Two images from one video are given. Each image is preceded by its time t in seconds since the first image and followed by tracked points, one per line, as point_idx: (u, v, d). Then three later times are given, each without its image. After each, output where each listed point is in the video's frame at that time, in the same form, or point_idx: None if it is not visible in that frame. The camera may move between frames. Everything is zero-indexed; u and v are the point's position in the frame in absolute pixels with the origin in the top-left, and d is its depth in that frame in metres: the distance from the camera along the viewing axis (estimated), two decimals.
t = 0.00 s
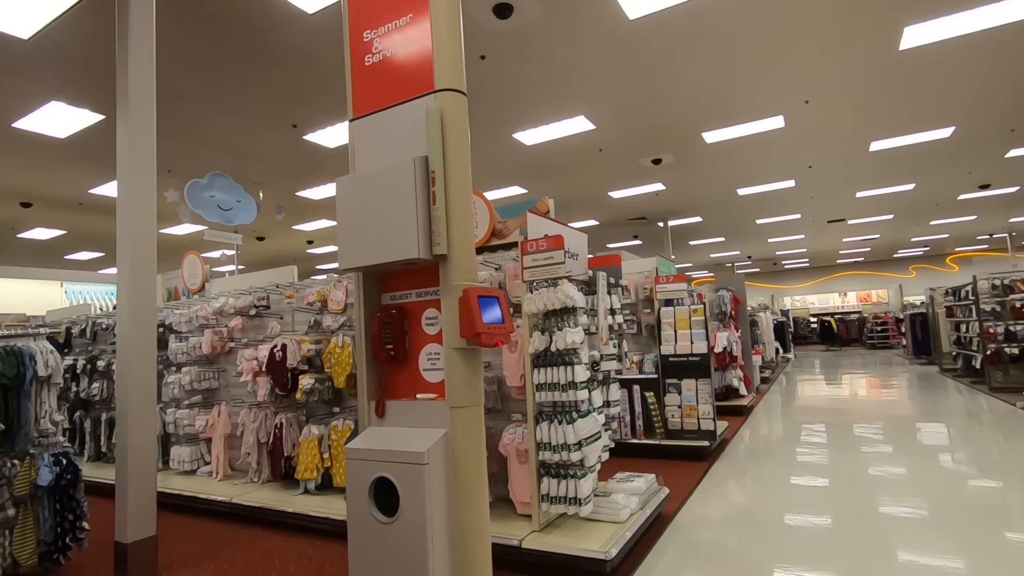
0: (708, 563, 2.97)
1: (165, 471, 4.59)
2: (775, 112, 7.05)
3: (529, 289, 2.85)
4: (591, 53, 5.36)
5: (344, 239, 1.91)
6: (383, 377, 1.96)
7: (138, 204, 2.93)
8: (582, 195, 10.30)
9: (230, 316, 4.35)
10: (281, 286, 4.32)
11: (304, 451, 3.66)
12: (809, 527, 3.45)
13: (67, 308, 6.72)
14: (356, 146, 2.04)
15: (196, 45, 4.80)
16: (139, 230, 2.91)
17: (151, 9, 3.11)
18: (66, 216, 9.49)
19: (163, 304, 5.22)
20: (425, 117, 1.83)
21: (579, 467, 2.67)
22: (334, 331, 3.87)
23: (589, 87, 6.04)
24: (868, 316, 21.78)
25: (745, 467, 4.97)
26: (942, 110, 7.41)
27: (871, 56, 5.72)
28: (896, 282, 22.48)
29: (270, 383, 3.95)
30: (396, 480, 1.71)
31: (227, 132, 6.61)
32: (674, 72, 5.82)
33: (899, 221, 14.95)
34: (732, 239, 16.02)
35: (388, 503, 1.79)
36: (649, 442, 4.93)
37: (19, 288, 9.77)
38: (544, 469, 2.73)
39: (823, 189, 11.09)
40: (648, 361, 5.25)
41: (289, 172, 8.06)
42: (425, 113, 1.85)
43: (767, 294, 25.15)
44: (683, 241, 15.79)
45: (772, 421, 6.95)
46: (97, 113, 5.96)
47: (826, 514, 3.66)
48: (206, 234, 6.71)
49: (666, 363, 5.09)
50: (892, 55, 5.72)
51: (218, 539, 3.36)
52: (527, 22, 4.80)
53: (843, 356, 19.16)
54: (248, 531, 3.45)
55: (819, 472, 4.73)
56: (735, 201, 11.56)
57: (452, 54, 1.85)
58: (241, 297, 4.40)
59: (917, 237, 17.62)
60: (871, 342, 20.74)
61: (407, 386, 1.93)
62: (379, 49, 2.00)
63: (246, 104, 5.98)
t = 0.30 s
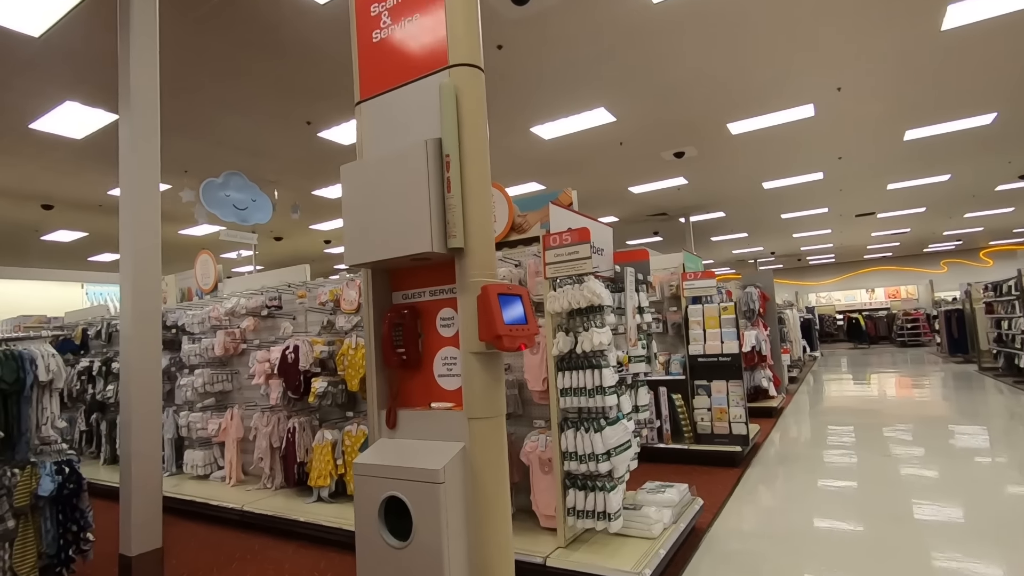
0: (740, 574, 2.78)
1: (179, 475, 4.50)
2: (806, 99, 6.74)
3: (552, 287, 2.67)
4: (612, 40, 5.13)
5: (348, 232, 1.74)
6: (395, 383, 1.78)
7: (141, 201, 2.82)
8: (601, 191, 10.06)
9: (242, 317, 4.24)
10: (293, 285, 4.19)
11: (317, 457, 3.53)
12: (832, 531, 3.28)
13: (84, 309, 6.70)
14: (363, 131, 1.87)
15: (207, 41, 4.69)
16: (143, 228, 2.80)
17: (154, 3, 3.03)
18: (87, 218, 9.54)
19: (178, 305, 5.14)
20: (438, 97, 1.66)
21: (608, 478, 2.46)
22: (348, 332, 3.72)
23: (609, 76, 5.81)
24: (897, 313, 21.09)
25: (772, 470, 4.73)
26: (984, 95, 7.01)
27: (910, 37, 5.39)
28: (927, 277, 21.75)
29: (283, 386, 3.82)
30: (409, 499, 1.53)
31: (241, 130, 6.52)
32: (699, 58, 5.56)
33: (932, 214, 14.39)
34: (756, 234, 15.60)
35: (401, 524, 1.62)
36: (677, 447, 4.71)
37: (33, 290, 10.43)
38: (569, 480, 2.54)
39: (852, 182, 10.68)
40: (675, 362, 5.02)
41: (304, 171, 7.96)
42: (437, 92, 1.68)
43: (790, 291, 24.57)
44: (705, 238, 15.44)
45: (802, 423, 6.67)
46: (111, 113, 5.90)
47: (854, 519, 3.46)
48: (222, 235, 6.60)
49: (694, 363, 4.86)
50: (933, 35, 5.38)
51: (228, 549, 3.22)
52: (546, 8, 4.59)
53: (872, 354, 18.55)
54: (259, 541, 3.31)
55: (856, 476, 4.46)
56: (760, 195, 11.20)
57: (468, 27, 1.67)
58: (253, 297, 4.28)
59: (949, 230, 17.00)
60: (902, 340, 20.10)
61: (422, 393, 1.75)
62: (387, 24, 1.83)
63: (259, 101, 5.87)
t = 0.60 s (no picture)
0: None
1: (187, 481, 4.41)
2: (830, 89, 6.48)
3: (570, 286, 2.51)
4: (628, 30, 4.94)
5: (350, 226, 1.59)
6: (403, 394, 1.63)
7: (140, 205, 2.88)
8: (616, 187, 9.85)
9: (249, 319, 4.14)
10: (301, 286, 4.08)
11: (326, 464, 3.41)
12: (857, 537, 3.10)
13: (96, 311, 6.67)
14: (366, 118, 1.73)
15: (212, 37, 4.60)
16: (143, 232, 2.87)
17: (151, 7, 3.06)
18: (102, 221, 9.57)
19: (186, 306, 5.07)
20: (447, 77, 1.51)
21: (633, 492, 2.30)
22: (357, 334, 3.60)
23: (625, 68, 5.62)
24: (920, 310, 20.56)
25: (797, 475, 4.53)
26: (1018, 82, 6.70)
27: (943, 20, 5.13)
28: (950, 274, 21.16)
29: (291, 391, 3.71)
30: (417, 524, 1.38)
31: (250, 129, 6.44)
32: (719, 47, 5.35)
33: (958, 208, 13.95)
34: (774, 231, 15.27)
35: (409, 549, 1.48)
36: (700, 452, 4.52)
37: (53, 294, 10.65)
38: (591, 493, 2.37)
39: (875, 175, 10.36)
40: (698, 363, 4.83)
41: (315, 170, 7.87)
42: (446, 74, 1.54)
43: (809, 288, 24.09)
44: (722, 234, 15.13)
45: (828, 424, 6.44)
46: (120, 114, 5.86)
47: (884, 525, 3.26)
48: (232, 236, 6.47)
49: (717, 365, 4.68)
50: (967, 19, 5.12)
51: (236, 561, 3.08)
52: None
53: (894, 352, 18.09)
54: (267, 553, 3.17)
55: (886, 479, 4.23)
56: (779, 189, 10.91)
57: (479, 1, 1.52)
58: (261, 298, 4.18)
59: (974, 225, 16.51)
60: (926, 337, 19.46)
61: (432, 405, 1.61)
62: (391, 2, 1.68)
63: (267, 99, 5.76)
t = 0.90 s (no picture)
0: None
1: (189, 481, 4.31)
2: (846, 80, 6.30)
3: (588, 278, 2.39)
4: (641, 18, 4.78)
5: (356, 210, 1.46)
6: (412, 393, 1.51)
7: (135, 202, 2.78)
8: (623, 183, 9.70)
9: (251, 315, 4.03)
10: (304, 281, 3.96)
11: (330, 464, 3.29)
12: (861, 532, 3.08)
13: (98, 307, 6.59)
14: (371, 94, 1.59)
15: (213, 27, 4.48)
16: (138, 227, 2.77)
17: None
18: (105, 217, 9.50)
19: (188, 302, 4.97)
20: (461, 46, 1.38)
21: (654, 497, 2.16)
22: (362, 331, 3.48)
23: (636, 58, 5.47)
24: (930, 308, 20.33)
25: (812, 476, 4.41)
26: None
27: (967, 8, 4.95)
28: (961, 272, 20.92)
29: (294, 389, 3.60)
30: (427, 536, 1.26)
31: (254, 123, 6.32)
32: (733, 36, 5.19)
33: (971, 205, 13.71)
34: (783, 228, 15.07)
35: (419, 562, 1.36)
36: (716, 454, 4.38)
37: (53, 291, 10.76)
38: (610, 498, 2.26)
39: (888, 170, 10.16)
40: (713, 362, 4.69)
41: (318, 165, 7.75)
42: (459, 44, 1.41)
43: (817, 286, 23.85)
44: (730, 231, 14.94)
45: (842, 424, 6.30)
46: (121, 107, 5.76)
47: (909, 528, 3.12)
48: (235, 232, 6.35)
49: (734, 363, 4.54)
50: (992, 6, 4.94)
51: (236, 566, 2.95)
52: None
53: (904, 351, 17.85)
54: (269, 557, 3.04)
55: (908, 480, 4.08)
56: (790, 185, 10.73)
57: None
58: (263, 294, 4.06)
59: (987, 222, 16.24)
60: (936, 336, 19.22)
61: (443, 405, 1.48)
62: None
63: (270, 92, 5.64)
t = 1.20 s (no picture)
0: None
1: (175, 487, 4.12)
2: (850, 73, 6.18)
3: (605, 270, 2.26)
4: (647, 6, 4.61)
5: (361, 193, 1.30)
6: (422, 399, 1.34)
7: (113, 199, 2.29)
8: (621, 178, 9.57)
9: (240, 313, 3.85)
10: (296, 277, 3.77)
11: (325, 470, 3.11)
12: (863, 530, 3.08)
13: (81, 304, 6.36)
14: (376, 63, 1.42)
15: (198, 11, 4.24)
16: (114, 211, 2.30)
17: None
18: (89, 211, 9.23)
19: (174, 299, 4.77)
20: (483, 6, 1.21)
21: (678, 508, 2.01)
22: (358, 329, 3.30)
23: (639, 48, 5.30)
24: (922, 305, 20.41)
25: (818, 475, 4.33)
26: None
27: None
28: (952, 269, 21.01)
29: (286, 390, 3.41)
30: (444, 565, 1.10)
31: (242, 114, 6.08)
32: (740, 26, 5.03)
33: (966, 201, 13.69)
34: (778, 224, 15.02)
35: None
36: (724, 455, 4.26)
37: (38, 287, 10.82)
38: (629, 509, 2.08)
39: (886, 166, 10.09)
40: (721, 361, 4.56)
41: (310, 158, 7.53)
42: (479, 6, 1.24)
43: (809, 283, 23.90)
44: (726, 227, 14.86)
45: (845, 421, 6.22)
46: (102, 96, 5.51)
47: (922, 532, 3.04)
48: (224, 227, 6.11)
49: (743, 362, 4.42)
50: None
51: None
52: None
53: (897, 347, 17.92)
54: (260, 570, 2.86)
55: (918, 479, 3.98)
56: (788, 181, 10.64)
57: None
58: (253, 290, 3.88)
59: (980, 219, 16.27)
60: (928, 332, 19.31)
61: (458, 414, 1.32)
62: None
63: (259, 81, 5.41)
